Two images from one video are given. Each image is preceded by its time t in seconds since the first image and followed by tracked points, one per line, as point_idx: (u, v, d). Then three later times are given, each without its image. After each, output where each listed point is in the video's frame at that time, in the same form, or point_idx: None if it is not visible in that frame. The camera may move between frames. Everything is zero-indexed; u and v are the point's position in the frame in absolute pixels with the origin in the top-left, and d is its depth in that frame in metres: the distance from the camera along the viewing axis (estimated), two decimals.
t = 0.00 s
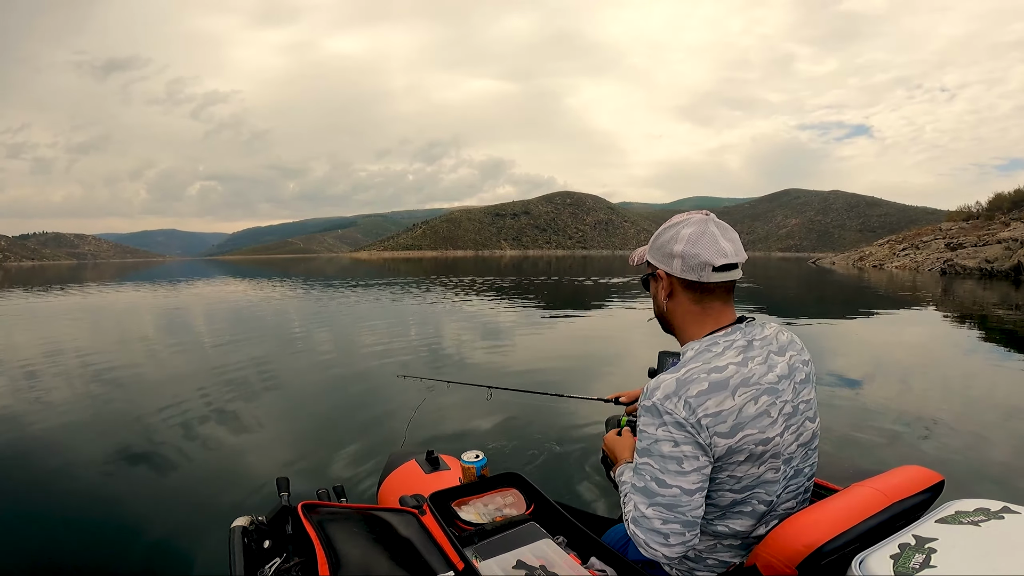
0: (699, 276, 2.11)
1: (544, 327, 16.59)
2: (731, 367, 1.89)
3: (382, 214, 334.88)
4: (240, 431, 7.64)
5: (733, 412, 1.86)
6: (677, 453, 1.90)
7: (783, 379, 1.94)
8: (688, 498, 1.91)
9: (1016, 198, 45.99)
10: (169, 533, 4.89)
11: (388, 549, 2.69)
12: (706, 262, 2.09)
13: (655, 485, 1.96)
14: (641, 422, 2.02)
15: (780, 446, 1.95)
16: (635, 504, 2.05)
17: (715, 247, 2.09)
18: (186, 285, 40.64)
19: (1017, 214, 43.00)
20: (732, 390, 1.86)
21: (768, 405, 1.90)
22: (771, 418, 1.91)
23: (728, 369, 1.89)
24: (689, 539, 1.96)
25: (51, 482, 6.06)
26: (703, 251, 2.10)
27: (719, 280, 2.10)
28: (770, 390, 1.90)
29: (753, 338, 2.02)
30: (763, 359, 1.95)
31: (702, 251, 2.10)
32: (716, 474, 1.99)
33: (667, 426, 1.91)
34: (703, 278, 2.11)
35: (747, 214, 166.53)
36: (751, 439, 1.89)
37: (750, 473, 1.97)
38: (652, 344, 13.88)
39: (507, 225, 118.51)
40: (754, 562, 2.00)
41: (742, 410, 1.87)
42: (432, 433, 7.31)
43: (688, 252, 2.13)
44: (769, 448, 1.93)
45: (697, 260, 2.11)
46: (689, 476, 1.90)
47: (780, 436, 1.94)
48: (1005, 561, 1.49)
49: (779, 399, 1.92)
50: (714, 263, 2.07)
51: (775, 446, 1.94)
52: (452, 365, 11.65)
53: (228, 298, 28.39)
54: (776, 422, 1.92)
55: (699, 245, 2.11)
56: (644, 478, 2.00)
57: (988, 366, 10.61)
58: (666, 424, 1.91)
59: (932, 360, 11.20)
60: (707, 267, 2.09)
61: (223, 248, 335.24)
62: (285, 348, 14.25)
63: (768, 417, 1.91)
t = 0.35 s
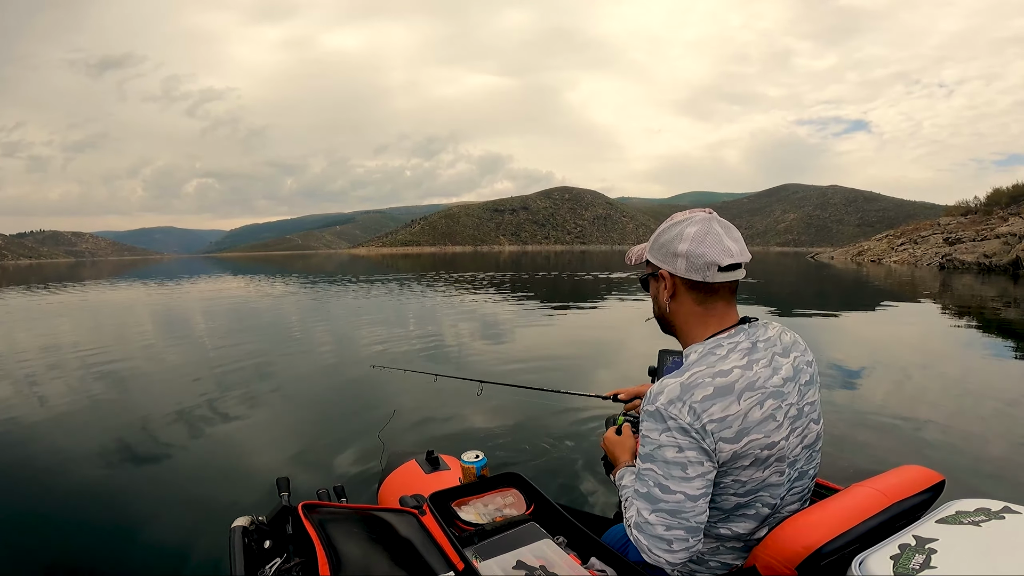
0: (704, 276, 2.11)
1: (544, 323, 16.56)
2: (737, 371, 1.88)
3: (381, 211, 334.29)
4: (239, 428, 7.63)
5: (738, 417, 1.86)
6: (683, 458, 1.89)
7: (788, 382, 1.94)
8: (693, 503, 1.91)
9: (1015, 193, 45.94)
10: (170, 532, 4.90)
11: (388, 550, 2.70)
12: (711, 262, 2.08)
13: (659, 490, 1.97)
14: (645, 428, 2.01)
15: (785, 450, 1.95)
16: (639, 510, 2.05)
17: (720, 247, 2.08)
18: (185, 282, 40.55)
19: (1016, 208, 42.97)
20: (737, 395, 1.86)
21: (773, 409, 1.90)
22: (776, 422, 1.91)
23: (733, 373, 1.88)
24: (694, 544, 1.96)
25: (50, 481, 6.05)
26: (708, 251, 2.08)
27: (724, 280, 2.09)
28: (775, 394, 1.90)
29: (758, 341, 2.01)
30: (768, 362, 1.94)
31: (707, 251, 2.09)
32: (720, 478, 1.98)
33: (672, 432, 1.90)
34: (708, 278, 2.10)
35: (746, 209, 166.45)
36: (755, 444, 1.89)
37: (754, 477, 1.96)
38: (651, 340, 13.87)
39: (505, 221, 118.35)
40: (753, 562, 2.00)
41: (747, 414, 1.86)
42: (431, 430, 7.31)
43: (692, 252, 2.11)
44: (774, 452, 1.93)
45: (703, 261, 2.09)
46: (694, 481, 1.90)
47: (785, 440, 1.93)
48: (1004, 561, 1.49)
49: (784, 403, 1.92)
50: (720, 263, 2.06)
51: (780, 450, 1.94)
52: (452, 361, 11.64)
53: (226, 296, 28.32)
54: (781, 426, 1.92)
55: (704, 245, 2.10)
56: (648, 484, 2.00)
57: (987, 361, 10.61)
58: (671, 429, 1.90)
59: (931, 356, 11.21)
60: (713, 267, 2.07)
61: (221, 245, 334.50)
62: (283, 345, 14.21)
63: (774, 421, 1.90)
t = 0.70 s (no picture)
0: (706, 276, 2.11)
1: (545, 325, 16.57)
2: (743, 370, 1.88)
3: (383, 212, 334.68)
4: (241, 428, 7.67)
5: (744, 416, 1.86)
6: (689, 455, 1.89)
7: (793, 382, 1.94)
8: (699, 501, 1.91)
9: (1020, 196, 45.74)
10: (171, 532, 4.91)
11: (388, 549, 2.70)
12: (712, 262, 2.08)
13: (664, 488, 1.97)
14: (649, 424, 2.02)
15: (790, 449, 1.95)
16: (644, 507, 2.06)
17: (722, 247, 2.08)
18: (189, 283, 40.71)
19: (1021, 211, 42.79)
20: (744, 394, 1.85)
21: (778, 408, 1.90)
22: (781, 422, 1.90)
23: (739, 372, 1.88)
24: (698, 542, 1.96)
25: (52, 480, 6.07)
26: (709, 250, 2.09)
27: (726, 280, 2.09)
28: (780, 394, 1.90)
29: (764, 340, 2.01)
30: (773, 362, 1.94)
31: (709, 251, 2.09)
32: (724, 477, 1.98)
33: (678, 429, 1.90)
34: (710, 277, 2.11)
35: (749, 212, 166.19)
36: (760, 443, 1.89)
37: (759, 477, 1.96)
38: (653, 342, 13.87)
39: (508, 223, 118.42)
40: (753, 562, 2.00)
41: (753, 412, 1.86)
42: (432, 431, 7.31)
43: (694, 251, 2.12)
44: (778, 452, 1.93)
45: (704, 260, 2.09)
46: (700, 479, 1.89)
47: (790, 440, 1.93)
48: (1003, 561, 1.49)
49: (789, 402, 1.92)
50: (721, 263, 2.06)
51: (784, 450, 1.94)
52: (453, 362, 11.65)
53: (229, 296, 28.42)
54: (786, 425, 1.92)
55: (706, 244, 2.10)
56: (654, 482, 2.00)
57: (990, 364, 10.57)
58: (676, 427, 1.90)
59: (934, 359, 11.17)
60: (714, 267, 2.08)
61: (224, 245, 335.81)
62: (286, 345, 14.26)
63: (779, 421, 1.90)
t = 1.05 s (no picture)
0: (710, 278, 2.10)
1: (551, 327, 16.57)
2: (738, 370, 1.86)
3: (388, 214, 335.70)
4: (247, 429, 7.70)
5: (735, 414, 1.84)
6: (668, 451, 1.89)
7: (791, 384, 1.92)
8: (673, 495, 1.92)
9: None
10: (176, 531, 4.94)
11: (388, 549, 2.70)
12: (717, 265, 2.07)
13: (642, 479, 1.97)
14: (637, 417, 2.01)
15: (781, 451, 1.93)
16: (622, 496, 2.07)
17: (728, 250, 2.07)
18: (197, 285, 40.96)
19: None
20: (736, 392, 1.84)
21: (772, 409, 1.88)
22: (774, 422, 1.89)
23: (734, 371, 1.86)
24: (667, 536, 1.98)
25: (59, 480, 6.13)
26: (714, 253, 2.08)
27: (731, 282, 2.08)
28: (775, 395, 1.89)
29: (764, 341, 1.99)
30: (772, 363, 1.92)
31: (714, 254, 2.08)
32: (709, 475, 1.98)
33: (662, 424, 1.89)
34: (714, 280, 2.09)
35: (755, 213, 165.49)
36: (751, 442, 1.87)
37: (749, 476, 1.95)
38: (658, 344, 13.83)
39: (513, 224, 118.51)
40: (752, 562, 1.98)
41: (744, 412, 1.85)
42: (436, 433, 7.31)
43: (700, 254, 2.10)
44: (768, 453, 1.91)
45: (709, 263, 2.08)
46: (679, 474, 1.89)
47: (782, 441, 1.92)
48: (1005, 561, 1.47)
49: (785, 404, 1.90)
50: (726, 266, 2.05)
51: (775, 452, 1.92)
52: (458, 364, 11.66)
53: (236, 298, 28.60)
54: (779, 426, 1.90)
55: (711, 247, 2.09)
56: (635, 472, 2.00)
57: (1001, 366, 10.47)
58: (662, 421, 1.90)
59: (943, 361, 11.07)
60: (718, 270, 2.07)
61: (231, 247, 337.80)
62: (292, 347, 14.34)
63: (772, 422, 1.89)
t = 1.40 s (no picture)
0: (719, 278, 2.09)
1: (554, 329, 16.56)
2: (739, 370, 1.86)
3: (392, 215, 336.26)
4: (249, 430, 7.72)
5: (736, 414, 1.84)
6: (672, 451, 1.89)
7: (792, 385, 1.92)
8: (677, 496, 1.92)
9: None
10: (179, 531, 4.96)
11: (387, 549, 2.70)
12: (727, 264, 2.06)
13: (647, 480, 1.97)
14: (640, 417, 2.01)
15: (782, 451, 1.93)
16: (625, 495, 2.07)
17: (737, 250, 2.06)
18: (201, 286, 41.11)
19: None
20: (737, 393, 1.84)
21: (773, 409, 1.88)
22: (775, 422, 1.88)
23: (735, 371, 1.86)
24: (673, 535, 1.98)
25: (62, 480, 6.16)
26: (725, 253, 2.07)
27: (739, 283, 2.08)
28: (776, 395, 1.88)
29: (765, 342, 1.98)
30: (773, 364, 1.91)
31: (724, 253, 2.07)
32: (711, 475, 1.97)
33: (665, 424, 1.90)
34: (723, 280, 2.09)
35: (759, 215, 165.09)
36: (749, 442, 1.87)
37: (749, 476, 1.94)
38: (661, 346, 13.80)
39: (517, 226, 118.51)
40: (752, 562, 1.97)
41: (744, 412, 1.85)
42: (439, 434, 7.31)
43: (710, 253, 2.09)
44: (769, 453, 1.91)
45: (719, 262, 2.08)
46: (681, 474, 1.89)
47: (783, 442, 1.91)
48: (1006, 562, 1.46)
49: (785, 405, 1.90)
50: (736, 266, 2.04)
51: (776, 451, 1.92)
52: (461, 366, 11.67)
53: (241, 299, 28.71)
54: (779, 426, 1.89)
55: (721, 247, 2.07)
56: (638, 473, 2.00)
57: (1007, 369, 10.40)
58: (665, 421, 1.90)
59: (949, 363, 11.00)
60: (728, 270, 2.06)
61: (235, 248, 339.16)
62: (296, 348, 14.37)
63: (772, 422, 1.88)
